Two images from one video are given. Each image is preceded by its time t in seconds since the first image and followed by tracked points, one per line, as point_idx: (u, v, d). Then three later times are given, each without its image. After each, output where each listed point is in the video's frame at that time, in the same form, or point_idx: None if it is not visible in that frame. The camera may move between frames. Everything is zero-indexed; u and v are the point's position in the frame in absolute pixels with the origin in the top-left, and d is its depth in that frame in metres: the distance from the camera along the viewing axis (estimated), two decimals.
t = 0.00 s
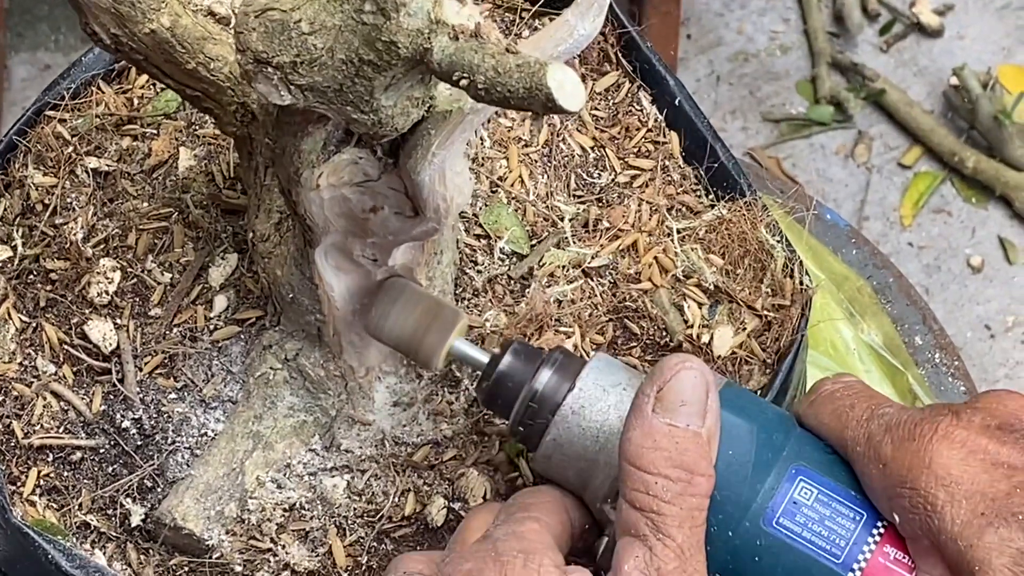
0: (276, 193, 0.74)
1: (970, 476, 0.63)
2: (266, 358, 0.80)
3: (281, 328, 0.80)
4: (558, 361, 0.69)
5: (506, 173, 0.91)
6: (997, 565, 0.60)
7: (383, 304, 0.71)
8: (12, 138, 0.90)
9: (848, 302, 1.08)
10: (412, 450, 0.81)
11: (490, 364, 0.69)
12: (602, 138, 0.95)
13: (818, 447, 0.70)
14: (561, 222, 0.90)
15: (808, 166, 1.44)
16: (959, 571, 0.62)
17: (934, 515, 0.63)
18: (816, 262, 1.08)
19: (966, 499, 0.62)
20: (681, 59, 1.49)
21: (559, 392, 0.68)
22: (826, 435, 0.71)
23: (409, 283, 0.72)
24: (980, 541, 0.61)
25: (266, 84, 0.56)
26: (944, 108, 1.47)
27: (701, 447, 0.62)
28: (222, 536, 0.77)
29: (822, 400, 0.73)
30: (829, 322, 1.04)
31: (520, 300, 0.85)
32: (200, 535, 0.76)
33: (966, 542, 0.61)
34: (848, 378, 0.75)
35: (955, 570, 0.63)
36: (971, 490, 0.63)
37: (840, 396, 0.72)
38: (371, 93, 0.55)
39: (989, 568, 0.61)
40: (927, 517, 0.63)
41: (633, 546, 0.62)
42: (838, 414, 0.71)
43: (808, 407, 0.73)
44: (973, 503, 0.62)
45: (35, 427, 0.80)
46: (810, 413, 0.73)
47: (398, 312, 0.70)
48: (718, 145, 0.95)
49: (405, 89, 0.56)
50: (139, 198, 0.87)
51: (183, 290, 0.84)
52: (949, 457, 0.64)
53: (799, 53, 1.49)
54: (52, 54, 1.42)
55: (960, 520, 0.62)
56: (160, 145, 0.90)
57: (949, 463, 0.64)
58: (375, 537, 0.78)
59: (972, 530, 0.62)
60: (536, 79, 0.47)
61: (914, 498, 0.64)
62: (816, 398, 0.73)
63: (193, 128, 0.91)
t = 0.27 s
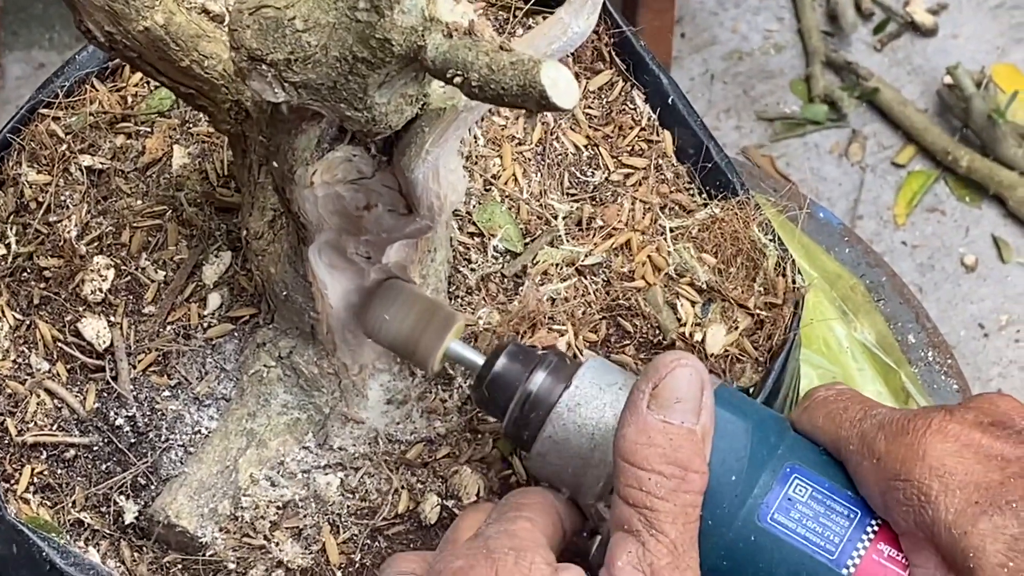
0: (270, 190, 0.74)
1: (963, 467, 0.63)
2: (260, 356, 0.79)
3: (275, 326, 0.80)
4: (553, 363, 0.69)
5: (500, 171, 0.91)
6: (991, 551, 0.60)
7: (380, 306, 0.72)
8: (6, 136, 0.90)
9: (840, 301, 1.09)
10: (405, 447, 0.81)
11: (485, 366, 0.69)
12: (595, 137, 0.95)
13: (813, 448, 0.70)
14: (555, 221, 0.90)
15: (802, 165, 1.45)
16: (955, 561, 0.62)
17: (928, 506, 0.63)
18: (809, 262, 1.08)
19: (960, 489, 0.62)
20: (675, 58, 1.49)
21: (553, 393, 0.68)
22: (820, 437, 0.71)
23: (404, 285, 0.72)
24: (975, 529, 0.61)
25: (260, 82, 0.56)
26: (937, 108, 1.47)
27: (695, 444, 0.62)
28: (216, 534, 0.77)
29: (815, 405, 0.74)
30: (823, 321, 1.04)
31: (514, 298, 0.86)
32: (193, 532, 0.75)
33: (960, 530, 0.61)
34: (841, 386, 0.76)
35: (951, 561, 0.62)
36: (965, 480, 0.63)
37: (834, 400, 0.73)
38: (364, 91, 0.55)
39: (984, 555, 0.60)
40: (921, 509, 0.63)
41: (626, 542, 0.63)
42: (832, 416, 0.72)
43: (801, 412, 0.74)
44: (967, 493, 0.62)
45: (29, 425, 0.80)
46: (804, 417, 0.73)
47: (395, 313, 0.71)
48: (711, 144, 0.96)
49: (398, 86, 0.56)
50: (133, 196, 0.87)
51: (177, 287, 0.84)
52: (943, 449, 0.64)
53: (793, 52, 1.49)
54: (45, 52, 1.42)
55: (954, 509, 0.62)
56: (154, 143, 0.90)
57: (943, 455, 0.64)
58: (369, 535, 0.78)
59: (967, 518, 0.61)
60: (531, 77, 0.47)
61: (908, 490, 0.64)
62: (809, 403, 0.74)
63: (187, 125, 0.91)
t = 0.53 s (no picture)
0: (265, 186, 0.74)
1: (960, 459, 0.64)
2: (255, 352, 0.80)
3: (269, 322, 0.80)
4: (550, 366, 0.70)
5: (495, 168, 0.91)
6: (989, 539, 0.60)
7: (379, 307, 0.72)
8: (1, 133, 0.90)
9: (835, 297, 1.09)
10: (400, 443, 0.81)
11: (482, 368, 0.70)
12: (590, 133, 0.95)
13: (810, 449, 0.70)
14: (550, 217, 0.90)
15: (797, 162, 1.45)
16: (952, 551, 0.62)
17: (925, 497, 0.63)
18: (803, 258, 1.09)
19: (958, 479, 0.63)
20: (671, 55, 1.49)
21: (550, 394, 0.69)
22: (817, 438, 0.72)
23: (404, 287, 0.73)
24: (972, 517, 0.61)
25: (255, 78, 0.56)
26: (932, 105, 1.47)
27: (694, 437, 0.62)
28: (211, 529, 0.77)
29: (812, 407, 0.74)
30: (818, 318, 1.04)
31: (509, 294, 0.86)
32: (188, 528, 0.76)
33: (958, 519, 0.61)
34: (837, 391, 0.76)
35: (949, 552, 0.62)
36: (962, 471, 0.63)
37: (830, 403, 0.74)
38: (359, 87, 0.55)
39: (982, 543, 0.60)
40: (919, 500, 0.64)
41: (624, 535, 0.62)
42: (829, 417, 0.72)
43: (798, 415, 0.75)
44: (964, 483, 0.63)
45: (24, 421, 0.80)
46: (801, 420, 0.74)
47: (395, 313, 0.71)
48: (706, 141, 0.96)
49: (394, 83, 0.56)
50: (128, 192, 0.87)
51: (172, 284, 0.84)
52: (940, 442, 0.65)
53: (788, 49, 1.50)
54: (40, 49, 1.41)
55: (952, 499, 0.62)
56: (149, 139, 0.90)
57: (940, 448, 0.65)
58: (364, 531, 0.78)
59: (964, 507, 0.62)
60: (525, 74, 0.47)
61: (905, 481, 0.64)
62: (806, 407, 0.75)
63: (182, 121, 0.91)
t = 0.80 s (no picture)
0: (265, 186, 0.74)
1: (964, 454, 0.64)
2: (254, 351, 0.79)
3: (269, 321, 0.79)
4: (552, 369, 0.70)
5: (495, 166, 0.91)
6: (994, 531, 0.60)
7: (380, 310, 0.72)
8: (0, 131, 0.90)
9: (835, 296, 1.09)
10: (400, 443, 0.81)
11: (485, 371, 0.70)
12: (591, 132, 0.95)
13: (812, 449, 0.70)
14: (550, 216, 0.90)
15: (796, 161, 1.45)
16: (957, 545, 0.62)
17: (930, 492, 0.63)
18: (803, 257, 1.09)
19: (962, 474, 0.63)
20: (669, 53, 1.49)
21: (551, 397, 0.69)
22: (820, 440, 0.72)
23: (408, 291, 0.73)
24: (977, 509, 0.61)
25: (255, 78, 0.56)
26: (931, 104, 1.47)
27: (696, 435, 0.62)
28: (210, 529, 0.77)
29: (814, 409, 0.74)
30: (819, 318, 1.04)
31: (509, 293, 0.86)
32: (188, 528, 0.76)
33: (963, 513, 0.62)
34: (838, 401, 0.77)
35: (953, 547, 0.62)
36: (966, 466, 0.64)
37: (834, 406, 0.73)
38: (360, 87, 0.55)
39: (988, 535, 0.61)
40: (923, 495, 0.64)
41: (625, 534, 0.62)
42: (831, 419, 0.72)
43: (800, 417, 0.75)
44: (969, 477, 0.63)
45: (23, 420, 0.80)
46: (804, 423, 0.74)
47: (396, 315, 0.72)
48: (706, 139, 0.95)
49: (394, 83, 0.56)
50: (127, 190, 0.87)
51: (171, 282, 0.84)
52: (943, 438, 0.65)
53: (786, 48, 1.50)
54: (38, 47, 1.41)
55: (956, 493, 0.62)
56: (149, 137, 0.90)
57: (944, 444, 0.65)
58: (363, 530, 0.78)
59: (969, 500, 0.62)
60: (527, 74, 0.47)
61: (909, 477, 0.64)
62: (808, 410, 0.75)
63: (181, 120, 0.91)
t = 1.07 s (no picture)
0: (261, 186, 0.73)
1: (962, 444, 0.64)
2: (251, 351, 0.79)
3: (265, 320, 0.80)
4: (547, 370, 0.70)
5: (492, 165, 0.91)
6: (995, 516, 0.59)
7: (375, 316, 0.73)
8: None
9: (833, 294, 1.09)
10: (397, 442, 0.81)
11: (480, 373, 0.71)
12: (588, 130, 0.95)
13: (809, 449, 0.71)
14: (547, 215, 0.90)
15: (793, 160, 1.45)
16: (956, 532, 0.61)
17: (929, 481, 0.63)
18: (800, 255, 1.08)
19: (961, 463, 0.63)
20: (666, 51, 1.49)
21: (547, 399, 0.69)
22: (818, 441, 0.72)
23: (402, 296, 0.74)
24: (977, 496, 0.61)
25: (251, 79, 0.56)
26: (928, 102, 1.47)
27: (695, 432, 0.62)
28: (206, 528, 0.77)
29: (813, 412, 0.75)
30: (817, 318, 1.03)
31: (506, 292, 0.86)
32: (183, 528, 0.76)
33: (962, 499, 0.61)
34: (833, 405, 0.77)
35: (953, 535, 0.62)
36: (965, 456, 0.63)
37: (830, 408, 0.74)
38: (356, 89, 0.55)
39: (988, 520, 0.60)
40: (922, 485, 0.64)
41: (624, 531, 0.62)
42: (828, 421, 0.73)
43: (799, 421, 0.75)
44: (967, 465, 0.63)
45: (19, 419, 0.80)
46: (803, 426, 0.74)
47: (391, 322, 0.73)
48: (703, 139, 0.96)
49: (390, 84, 0.56)
50: (123, 188, 0.87)
51: (168, 282, 0.84)
52: (942, 429, 0.65)
53: (783, 47, 1.50)
54: (34, 45, 1.41)
55: (955, 480, 0.62)
56: (145, 135, 0.90)
57: (942, 435, 0.65)
58: (359, 530, 0.78)
59: (968, 487, 0.61)
60: (522, 76, 0.47)
61: (907, 468, 0.65)
62: (807, 413, 0.76)
63: (177, 118, 0.91)
